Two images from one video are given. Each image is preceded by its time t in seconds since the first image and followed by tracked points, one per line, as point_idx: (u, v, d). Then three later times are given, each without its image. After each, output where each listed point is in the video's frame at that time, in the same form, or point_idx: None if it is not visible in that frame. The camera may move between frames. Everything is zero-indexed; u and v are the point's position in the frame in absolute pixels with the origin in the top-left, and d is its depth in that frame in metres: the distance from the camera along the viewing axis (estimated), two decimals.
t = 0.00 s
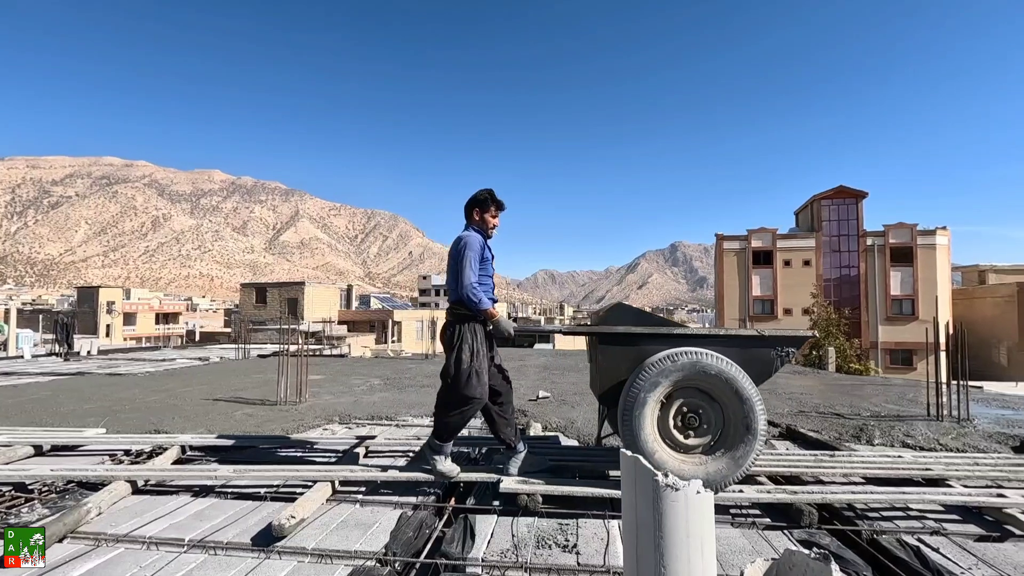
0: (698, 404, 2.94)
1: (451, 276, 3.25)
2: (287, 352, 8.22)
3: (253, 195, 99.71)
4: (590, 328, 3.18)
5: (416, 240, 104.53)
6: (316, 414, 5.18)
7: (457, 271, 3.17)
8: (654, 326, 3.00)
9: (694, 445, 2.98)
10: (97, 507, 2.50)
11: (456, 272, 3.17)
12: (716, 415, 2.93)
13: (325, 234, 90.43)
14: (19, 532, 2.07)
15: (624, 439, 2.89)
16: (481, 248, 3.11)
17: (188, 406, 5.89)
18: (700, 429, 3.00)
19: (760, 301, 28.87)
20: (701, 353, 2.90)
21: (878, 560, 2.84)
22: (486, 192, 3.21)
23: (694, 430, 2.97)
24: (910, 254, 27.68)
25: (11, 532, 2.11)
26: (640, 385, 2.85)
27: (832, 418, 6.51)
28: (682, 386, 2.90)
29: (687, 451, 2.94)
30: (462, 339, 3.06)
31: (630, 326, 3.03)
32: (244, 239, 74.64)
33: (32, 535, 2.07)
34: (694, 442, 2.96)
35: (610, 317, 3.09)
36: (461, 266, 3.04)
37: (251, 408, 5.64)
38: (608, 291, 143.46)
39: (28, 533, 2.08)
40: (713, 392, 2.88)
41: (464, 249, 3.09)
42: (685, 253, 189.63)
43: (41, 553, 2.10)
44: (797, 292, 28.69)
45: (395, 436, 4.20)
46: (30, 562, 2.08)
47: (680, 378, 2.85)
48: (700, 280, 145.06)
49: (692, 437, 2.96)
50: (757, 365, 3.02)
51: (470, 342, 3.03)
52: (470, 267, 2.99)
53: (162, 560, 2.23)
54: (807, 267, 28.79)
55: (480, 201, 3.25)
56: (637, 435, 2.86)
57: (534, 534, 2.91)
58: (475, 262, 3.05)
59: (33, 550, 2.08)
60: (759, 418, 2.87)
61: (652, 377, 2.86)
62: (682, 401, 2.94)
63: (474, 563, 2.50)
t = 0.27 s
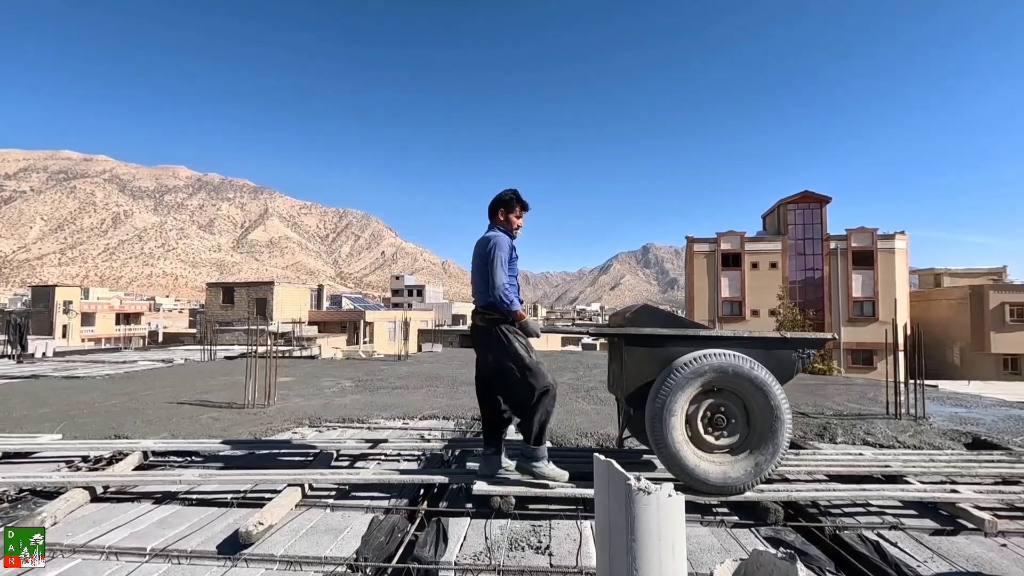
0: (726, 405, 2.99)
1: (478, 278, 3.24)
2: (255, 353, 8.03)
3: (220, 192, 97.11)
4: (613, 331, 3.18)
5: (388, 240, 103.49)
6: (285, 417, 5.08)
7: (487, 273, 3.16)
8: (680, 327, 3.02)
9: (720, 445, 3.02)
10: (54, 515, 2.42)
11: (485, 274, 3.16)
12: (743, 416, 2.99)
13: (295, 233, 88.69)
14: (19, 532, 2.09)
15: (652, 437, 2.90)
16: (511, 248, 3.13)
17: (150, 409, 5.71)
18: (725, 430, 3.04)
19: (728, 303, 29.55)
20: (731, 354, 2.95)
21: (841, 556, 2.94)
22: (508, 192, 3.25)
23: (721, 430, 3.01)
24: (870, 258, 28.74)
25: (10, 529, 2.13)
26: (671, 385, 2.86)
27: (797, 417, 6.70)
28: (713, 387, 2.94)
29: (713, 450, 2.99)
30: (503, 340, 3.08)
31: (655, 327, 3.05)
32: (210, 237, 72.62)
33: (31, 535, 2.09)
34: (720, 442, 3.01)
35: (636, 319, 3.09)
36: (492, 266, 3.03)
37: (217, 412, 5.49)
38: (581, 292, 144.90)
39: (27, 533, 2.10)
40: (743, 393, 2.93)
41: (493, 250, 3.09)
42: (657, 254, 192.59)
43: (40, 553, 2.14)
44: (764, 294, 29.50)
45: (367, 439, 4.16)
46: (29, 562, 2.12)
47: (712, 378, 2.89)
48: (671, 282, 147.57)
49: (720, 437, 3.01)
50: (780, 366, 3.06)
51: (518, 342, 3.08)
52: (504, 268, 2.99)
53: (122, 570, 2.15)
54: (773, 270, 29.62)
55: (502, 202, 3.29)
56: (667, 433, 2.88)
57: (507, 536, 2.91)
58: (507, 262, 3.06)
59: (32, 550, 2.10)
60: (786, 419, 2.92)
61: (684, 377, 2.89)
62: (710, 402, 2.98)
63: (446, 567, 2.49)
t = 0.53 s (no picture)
0: (749, 404, 3.10)
1: (502, 287, 3.18)
2: (223, 355, 7.84)
3: (188, 191, 94.55)
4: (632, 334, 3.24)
5: (363, 240, 102.38)
6: (254, 420, 4.96)
7: (515, 281, 3.11)
8: (702, 330, 3.11)
9: (741, 443, 3.13)
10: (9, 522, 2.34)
11: (513, 282, 3.10)
12: (765, 415, 3.10)
13: (267, 233, 86.96)
14: (19, 533, 2.14)
15: (678, 436, 2.97)
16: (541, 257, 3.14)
17: (112, 413, 5.52)
18: (746, 428, 3.15)
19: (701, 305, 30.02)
20: (754, 354, 3.05)
21: (806, 551, 3.03)
22: (532, 201, 3.24)
23: (742, 428, 3.12)
24: (837, 261, 29.64)
25: (12, 531, 2.17)
26: (698, 386, 2.93)
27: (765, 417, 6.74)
28: (738, 388, 3.03)
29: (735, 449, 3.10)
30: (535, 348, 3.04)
31: (677, 331, 3.12)
32: (177, 236, 70.59)
33: (32, 535, 2.13)
34: (741, 440, 3.11)
35: (659, 323, 3.18)
36: (527, 274, 3.02)
37: (184, 416, 5.35)
38: (557, 294, 145.91)
39: (26, 533, 2.15)
40: (766, 394, 3.04)
41: (525, 257, 3.07)
42: (632, 256, 194.80)
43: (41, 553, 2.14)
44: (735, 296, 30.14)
45: (339, 442, 4.11)
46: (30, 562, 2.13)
47: (737, 380, 2.97)
48: (645, 285, 149.40)
49: (740, 437, 3.11)
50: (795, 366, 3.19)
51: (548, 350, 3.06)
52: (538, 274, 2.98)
53: None
54: (744, 272, 30.28)
55: (526, 211, 3.28)
56: (692, 433, 2.95)
57: (480, 538, 2.91)
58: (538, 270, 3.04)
59: (31, 550, 2.12)
60: (805, 418, 3.05)
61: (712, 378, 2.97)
62: (734, 401, 3.09)
63: (419, 570, 2.48)
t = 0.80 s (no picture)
0: (763, 404, 3.26)
1: (513, 282, 3.19)
2: (190, 357, 7.65)
3: (154, 189, 91.81)
4: (649, 336, 3.33)
5: (337, 241, 101.06)
6: (223, 424, 4.87)
7: (527, 277, 3.11)
8: (719, 332, 3.23)
9: (752, 441, 3.28)
10: None
11: (523, 277, 3.11)
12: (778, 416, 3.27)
13: (237, 233, 85.00)
14: (19, 533, 2.23)
15: (696, 430, 3.10)
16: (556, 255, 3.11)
17: (72, 419, 5.33)
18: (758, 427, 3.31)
19: (674, 306, 30.47)
20: (771, 356, 3.22)
21: (771, 546, 3.12)
22: (547, 197, 3.22)
23: (754, 427, 3.27)
24: (804, 263, 30.53)
25: (14, 532, 2.29)
26: (725, 382, 3.07)
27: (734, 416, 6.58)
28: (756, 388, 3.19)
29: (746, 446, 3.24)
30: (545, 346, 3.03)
31: (695, 332, 3.23)
32: (142, 235, 68.43)
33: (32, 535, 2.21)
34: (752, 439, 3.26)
35: (675, 324, 3.25)
36: (539, 270, 3.00)
37: (150, 420, 5.21)
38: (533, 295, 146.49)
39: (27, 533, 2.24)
40: (781, 395, 3.21)
41: (536, 252, 3.05)
42: (607, 258, 196.80)
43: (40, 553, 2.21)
44: (707, 297, 30.75)
45: (310, 445, 4.07)
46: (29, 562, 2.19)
47: (757, 380, 3.12)
48: (620, 286, 151.11)
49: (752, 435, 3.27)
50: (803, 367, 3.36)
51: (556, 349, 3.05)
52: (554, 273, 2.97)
53: None
54: (715, 274, 30.92)
55: (542, 207, 3.27)
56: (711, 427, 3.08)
57: (453, 540, 2.91)
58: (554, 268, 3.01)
59: (33, 550, 2.20)
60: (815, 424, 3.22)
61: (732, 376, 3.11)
62: (750, 401, 3.24)
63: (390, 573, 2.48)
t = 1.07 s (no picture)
0: (769, 400, 3.41)
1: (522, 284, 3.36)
2: (150, 360, 7.40)
3: (112, 186, 88.39)
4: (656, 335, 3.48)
5: (306, 241, 99.15)
6: (185, 429, 4.74)
7: (532, 279, 3.29)
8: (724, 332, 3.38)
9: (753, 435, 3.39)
10: None
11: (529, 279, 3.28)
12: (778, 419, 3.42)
13: (201, 232, 82.54)
14: (18, 536, 2.32)
15: (703, 409, 3.20)
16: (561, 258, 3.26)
17: (22, 425, 5.10)
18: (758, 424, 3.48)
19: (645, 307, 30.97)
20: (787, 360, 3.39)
21: (734, 541, 3.21)
22: (551, 204, 3.37)
23: (756, 422, 3.41)
24: (769, 265, 31.46)
25: (7, 534, 2.34)
26: (736, 375, 3.20)
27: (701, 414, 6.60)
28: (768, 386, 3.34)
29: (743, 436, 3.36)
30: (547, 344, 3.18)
31: (702, 331, 3.38)
32: (100, 234, 65.76)
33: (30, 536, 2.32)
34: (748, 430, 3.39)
35: (681, 323, 3.40)
36: (544, 271, 3.17)
37: (107, 426, 5.03)
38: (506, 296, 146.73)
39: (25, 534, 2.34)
40: (790, 399, 3.35)
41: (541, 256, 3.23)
42: (579, 260, 198.55)
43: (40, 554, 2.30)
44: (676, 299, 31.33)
45: (277, 448, 4.01)
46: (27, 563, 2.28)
47: (770, 378, 3.26)
48: (592, 287, 152.70)
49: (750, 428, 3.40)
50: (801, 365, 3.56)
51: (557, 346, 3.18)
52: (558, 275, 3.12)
53: None
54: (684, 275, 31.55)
55: (548, 213, 3.43)
56: (717, 410, 3.19)
57: (422, 541, 2.90)
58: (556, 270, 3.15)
59: (32, 550, 2.29)
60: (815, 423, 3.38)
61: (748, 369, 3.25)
62: (758, 397, 3.38)
63: None
